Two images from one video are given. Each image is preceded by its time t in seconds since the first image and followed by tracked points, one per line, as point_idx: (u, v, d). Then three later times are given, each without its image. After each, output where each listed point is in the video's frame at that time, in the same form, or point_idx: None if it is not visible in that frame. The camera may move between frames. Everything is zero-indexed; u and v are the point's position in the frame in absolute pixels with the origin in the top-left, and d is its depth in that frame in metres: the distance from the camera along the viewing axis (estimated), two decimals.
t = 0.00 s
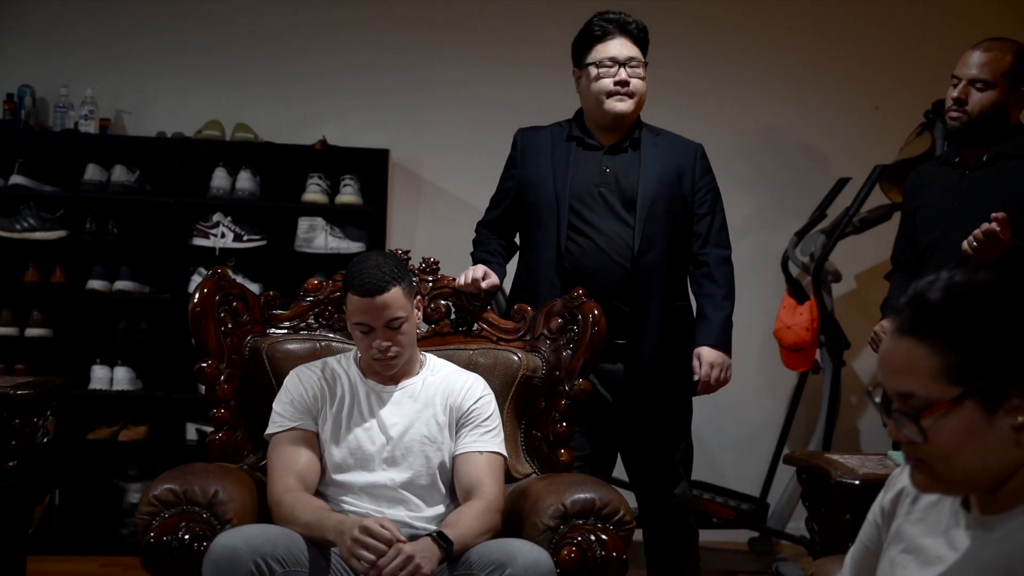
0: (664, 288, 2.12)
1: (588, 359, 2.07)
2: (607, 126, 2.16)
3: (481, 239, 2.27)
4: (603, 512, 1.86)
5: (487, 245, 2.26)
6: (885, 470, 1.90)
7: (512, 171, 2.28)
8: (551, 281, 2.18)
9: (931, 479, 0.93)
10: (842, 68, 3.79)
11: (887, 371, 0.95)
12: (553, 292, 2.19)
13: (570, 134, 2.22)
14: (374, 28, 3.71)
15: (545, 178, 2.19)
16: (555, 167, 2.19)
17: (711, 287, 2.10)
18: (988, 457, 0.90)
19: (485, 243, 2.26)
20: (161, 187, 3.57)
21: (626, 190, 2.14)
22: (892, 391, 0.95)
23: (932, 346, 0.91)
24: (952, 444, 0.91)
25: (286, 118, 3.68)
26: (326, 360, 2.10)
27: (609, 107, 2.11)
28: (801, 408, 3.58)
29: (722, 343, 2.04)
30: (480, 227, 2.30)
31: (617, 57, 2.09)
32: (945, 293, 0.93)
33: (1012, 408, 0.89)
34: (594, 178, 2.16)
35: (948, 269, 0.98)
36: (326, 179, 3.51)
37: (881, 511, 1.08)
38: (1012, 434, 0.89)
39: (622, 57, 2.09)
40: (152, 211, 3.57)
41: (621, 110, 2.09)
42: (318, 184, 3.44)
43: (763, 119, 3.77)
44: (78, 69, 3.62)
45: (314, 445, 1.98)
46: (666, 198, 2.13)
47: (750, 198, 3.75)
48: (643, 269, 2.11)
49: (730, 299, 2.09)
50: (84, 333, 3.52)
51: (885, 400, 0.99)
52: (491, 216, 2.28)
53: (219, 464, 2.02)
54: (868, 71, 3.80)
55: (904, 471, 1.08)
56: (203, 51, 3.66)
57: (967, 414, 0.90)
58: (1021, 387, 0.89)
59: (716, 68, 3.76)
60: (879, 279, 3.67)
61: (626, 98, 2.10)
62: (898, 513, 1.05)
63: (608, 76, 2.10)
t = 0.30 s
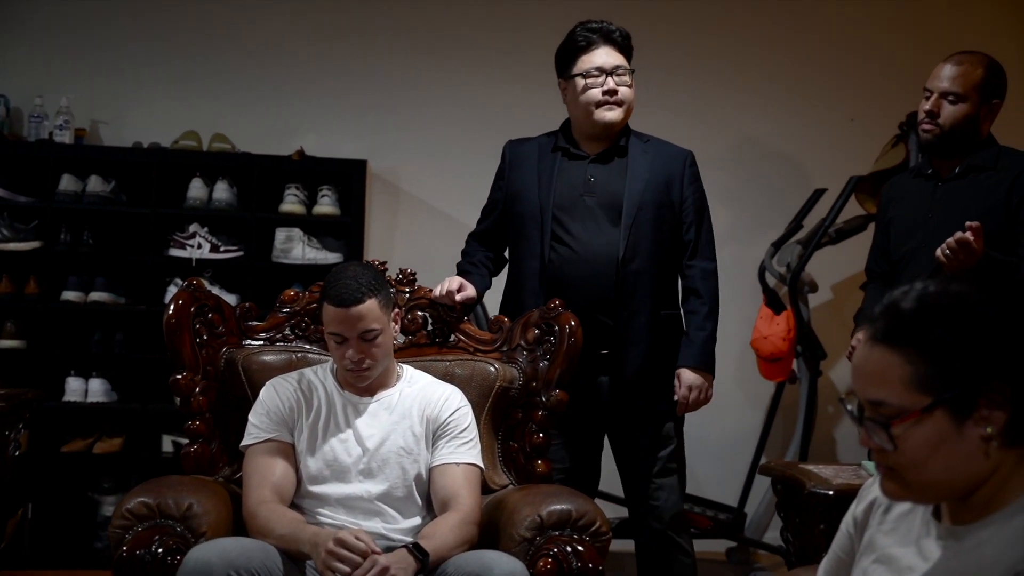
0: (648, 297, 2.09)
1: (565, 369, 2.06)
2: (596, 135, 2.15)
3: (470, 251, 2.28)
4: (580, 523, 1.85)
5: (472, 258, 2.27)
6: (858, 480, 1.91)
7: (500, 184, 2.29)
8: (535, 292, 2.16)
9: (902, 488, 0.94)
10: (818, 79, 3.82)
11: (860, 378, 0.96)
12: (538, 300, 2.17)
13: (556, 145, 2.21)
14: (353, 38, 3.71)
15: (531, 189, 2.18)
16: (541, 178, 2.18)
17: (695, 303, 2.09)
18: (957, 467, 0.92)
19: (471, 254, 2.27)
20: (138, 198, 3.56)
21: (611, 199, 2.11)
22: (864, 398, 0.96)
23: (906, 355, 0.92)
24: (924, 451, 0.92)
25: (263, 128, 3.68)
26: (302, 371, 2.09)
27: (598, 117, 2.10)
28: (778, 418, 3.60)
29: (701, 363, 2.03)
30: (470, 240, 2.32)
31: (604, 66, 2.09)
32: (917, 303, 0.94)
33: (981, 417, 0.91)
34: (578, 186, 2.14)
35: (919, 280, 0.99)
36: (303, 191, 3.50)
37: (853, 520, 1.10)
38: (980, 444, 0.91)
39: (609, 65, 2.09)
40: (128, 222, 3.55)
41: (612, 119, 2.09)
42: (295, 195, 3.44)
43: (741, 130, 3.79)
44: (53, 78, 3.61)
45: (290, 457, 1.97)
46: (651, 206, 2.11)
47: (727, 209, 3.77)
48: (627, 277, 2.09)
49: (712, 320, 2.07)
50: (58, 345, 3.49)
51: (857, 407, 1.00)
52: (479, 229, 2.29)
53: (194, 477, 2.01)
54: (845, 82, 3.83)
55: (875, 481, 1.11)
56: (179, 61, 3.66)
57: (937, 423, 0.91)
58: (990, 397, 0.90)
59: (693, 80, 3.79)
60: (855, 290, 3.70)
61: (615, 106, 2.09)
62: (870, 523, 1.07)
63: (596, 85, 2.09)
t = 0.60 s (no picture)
0: (643, 311, 1.94)
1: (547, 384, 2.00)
2: (602, 148, 2.02)
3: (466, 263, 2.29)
4: (560, 536, 1.83)
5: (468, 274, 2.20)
6: (838, 493, 1.92)
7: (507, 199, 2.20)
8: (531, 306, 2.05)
9: (875, 493, 0.97)
10: (799, 92, 3.85)
11: (843, 383, 0.98)
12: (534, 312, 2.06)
13: (562, 156, 2.09)
14: (335, 52, 3.72)
15: (532, 200, 2.08)
16: (543, 189, 2.07)
17: (705, 326, 1.96)
18: (930, 476, 0.95)
19: (470, 269, 2.20)
20: (118, 210, 3.55)
21: (610, 209, 1.98)
22: (845, 401, 0.98)
23: (889, 363, 0.95)
24: (898, 456, 0.94)
25: (245, 141, 3.68)
26: (284, 384, 2.08)
27: (604, 129, 1.98)
28: (759, 430, 3.61)
29: (719, 391, 1.90)
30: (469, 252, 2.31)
31: (612, 76, 1.97)
32: (901, 314, 0.96)
33: (958, 430, 0.94)
34: (577, 196, 2.01)
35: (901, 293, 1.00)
36: (284, 203, 3.51)
37: (833, 533, 1.15)
38: (955, 456, 0.94)
39: (618, 76, 1.97)
40: (108, 234, 3.54)
41: (617, 131, 1.96)
42: (276, 208, 3.44)
43: (722, 144, 3.82)
44: (34, 92, 3.62)
45: (270, 471, 1.96)
46: (650, 215, 1.96)
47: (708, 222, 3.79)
48: (622, 289, 1.94)
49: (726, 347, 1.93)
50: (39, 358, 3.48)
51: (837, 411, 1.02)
52: (492, 253, 2.19)
53: (175, 492, 1.98)
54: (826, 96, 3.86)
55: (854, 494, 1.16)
56: (161, 74, 3.66)
57: (914, 432, 0.94)
58: (969, 411, 0.93)
59: (674, 94, 3.82)
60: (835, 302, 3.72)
61: (622, 118, 1.96)
62: (851, 536, 1.11)
63: (603, 96, 1.97)
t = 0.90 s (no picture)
0: (650, 330, 1.89)
1: (540, 400, 1.99)
2: (629, 165, 1.98)
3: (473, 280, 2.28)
4: (554, 553, 1.81)
5: (478, 289, 2.19)
6: (831, 511, 1.92)
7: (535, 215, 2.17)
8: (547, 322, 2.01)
9: (867, 502, 0.98)
10: (791, 108, 3.87)
11: (844, 392, 0.99)
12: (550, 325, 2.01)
13: (589, 170, 2.06)
14: (330, 68, 3.73)
15: (555, 212, 2.05)
16: (566, 202, 2.04)
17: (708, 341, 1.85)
18: (922, 488, 0.96)
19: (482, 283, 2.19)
20: (113, 225, 3.55)
21: (626, 226, 1.95)
22: (843, 410, 0.99)
23: (889, 373, 0.96)
24: (890, 465, 0.96)
25: (239, 156, 3.69)
26: (278, 399, 2.06)
27: (630, 148, 1.94)
28: (752, 445, 3.62)
29: (714, 407, 1.78)
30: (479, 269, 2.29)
31: (641, 94, 1.93)
32: (900, 326, 0.97)
33: (953, 444, 0.94)
34: (597, 210, 1.99)
35: (904, 307, 1.01)
36: (278, 219, 3.51)
37: (827, 551, 1.15)
38: (949, 470, 0.95)
39: (647, 95, 1.92)
40: (102, 249, 3.55)
41: (643, 152, 1.93)
42: (270, 223, 3.44)
43: (716, 159, 3.84)
44: (28, 107, 3.63)
45: (263, 486, 1.94)
46: (666, 232, 1.92)
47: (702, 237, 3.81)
48: (631, 305, 1.90)
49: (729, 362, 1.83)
50: (32, 372, 3.47)
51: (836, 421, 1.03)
52: (511, 270, 2.18)
53: (169, 507, 1.96)
54: (819, 111, 3.88)
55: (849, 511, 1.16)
56: (155, 89, 3.67)
57: (909, 442, 0.95)
58: (965, 426, 0.94)
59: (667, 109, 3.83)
60: (829, 318, 3.73)
61: (649, 138, 1.93)
62: (845, 554, 1.12)
63: (631, 115, 1.93)
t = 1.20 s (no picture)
0: (662, 343, 1.87)
1: (537, 409, 1.97)
2: (651, 175, 1.97)
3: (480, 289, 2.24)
4: (552, 562, 1.81)
5: (505, 301, 2.15)
6: (828, 520, 1.92)
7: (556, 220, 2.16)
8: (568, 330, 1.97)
9: (866, 502, 1.01)
10: (787, 117, 3.88)
11: (846, 390, 1.02)
12: (566, 333, 1.97)
13: (610, 177, 2.05)
14: (326, 77, 3.73)
15: (575, 219, 2.04)
16: (586, 209, 2.03)
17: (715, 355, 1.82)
18: (921, 490, 0.98)
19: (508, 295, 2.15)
20: (110, 233, 3.55)
21: (643, 236, 1.93)
22: (846, 409, 1.02)
23: (893, 374, 0.98)
24: (887, 466, 0.98)
25: (236, 163, 3.69)
26: (275, 409, 2.04)
27: (652, 158, 1.93)
28: (748, 453, 3.63)
29: (713, 419, 1.77)
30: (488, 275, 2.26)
31: (667, 103, 1.90)
32: (906, 330, 0.99)
33: (954, 448, 0.97)
34: (615, 219, 1.98)
35: (911, 312, 1.04)
36: (275, 226, 3.51)
37: (827, 557, 1.21)
38: (948, 473, 0.98)
39: (673, 105, 1.90)
40: (99, 257, 3.55)
41: (665, 162, 1.91)
42: (267, 231, 3.43)
43: (711, 167, 3.85)
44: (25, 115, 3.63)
45: (261, 495, 1.93)
46: (683, 244, 1.90)
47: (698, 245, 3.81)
48: (644, 318, 1.89)
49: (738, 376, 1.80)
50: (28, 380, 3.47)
51: (840, 422, 1.06)
52: (535, 278, 2.14)
53: (165, 516, 1.95)
54: (814, 119, 3.89)
55: (848, 519, 1.22)
56: (152, 96, 3.67)
57: (910, 444, 0.97)
58: (966, 430, 0.96)
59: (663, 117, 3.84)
60: (825, 326, 3.74)
61: (672, 149, 1.91)
62: (843, 561, 1.18)
63: (655, 124, 1.91)
